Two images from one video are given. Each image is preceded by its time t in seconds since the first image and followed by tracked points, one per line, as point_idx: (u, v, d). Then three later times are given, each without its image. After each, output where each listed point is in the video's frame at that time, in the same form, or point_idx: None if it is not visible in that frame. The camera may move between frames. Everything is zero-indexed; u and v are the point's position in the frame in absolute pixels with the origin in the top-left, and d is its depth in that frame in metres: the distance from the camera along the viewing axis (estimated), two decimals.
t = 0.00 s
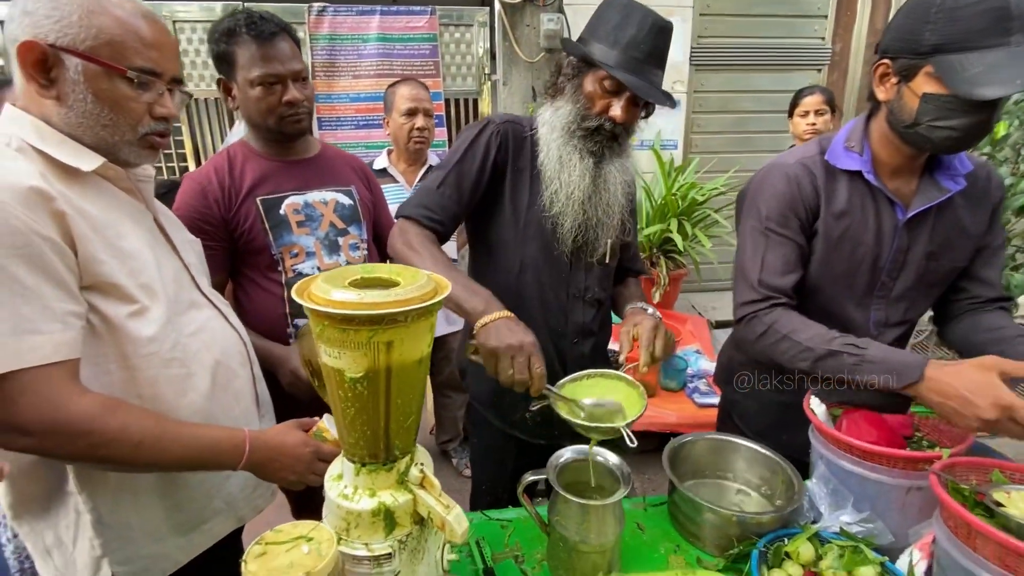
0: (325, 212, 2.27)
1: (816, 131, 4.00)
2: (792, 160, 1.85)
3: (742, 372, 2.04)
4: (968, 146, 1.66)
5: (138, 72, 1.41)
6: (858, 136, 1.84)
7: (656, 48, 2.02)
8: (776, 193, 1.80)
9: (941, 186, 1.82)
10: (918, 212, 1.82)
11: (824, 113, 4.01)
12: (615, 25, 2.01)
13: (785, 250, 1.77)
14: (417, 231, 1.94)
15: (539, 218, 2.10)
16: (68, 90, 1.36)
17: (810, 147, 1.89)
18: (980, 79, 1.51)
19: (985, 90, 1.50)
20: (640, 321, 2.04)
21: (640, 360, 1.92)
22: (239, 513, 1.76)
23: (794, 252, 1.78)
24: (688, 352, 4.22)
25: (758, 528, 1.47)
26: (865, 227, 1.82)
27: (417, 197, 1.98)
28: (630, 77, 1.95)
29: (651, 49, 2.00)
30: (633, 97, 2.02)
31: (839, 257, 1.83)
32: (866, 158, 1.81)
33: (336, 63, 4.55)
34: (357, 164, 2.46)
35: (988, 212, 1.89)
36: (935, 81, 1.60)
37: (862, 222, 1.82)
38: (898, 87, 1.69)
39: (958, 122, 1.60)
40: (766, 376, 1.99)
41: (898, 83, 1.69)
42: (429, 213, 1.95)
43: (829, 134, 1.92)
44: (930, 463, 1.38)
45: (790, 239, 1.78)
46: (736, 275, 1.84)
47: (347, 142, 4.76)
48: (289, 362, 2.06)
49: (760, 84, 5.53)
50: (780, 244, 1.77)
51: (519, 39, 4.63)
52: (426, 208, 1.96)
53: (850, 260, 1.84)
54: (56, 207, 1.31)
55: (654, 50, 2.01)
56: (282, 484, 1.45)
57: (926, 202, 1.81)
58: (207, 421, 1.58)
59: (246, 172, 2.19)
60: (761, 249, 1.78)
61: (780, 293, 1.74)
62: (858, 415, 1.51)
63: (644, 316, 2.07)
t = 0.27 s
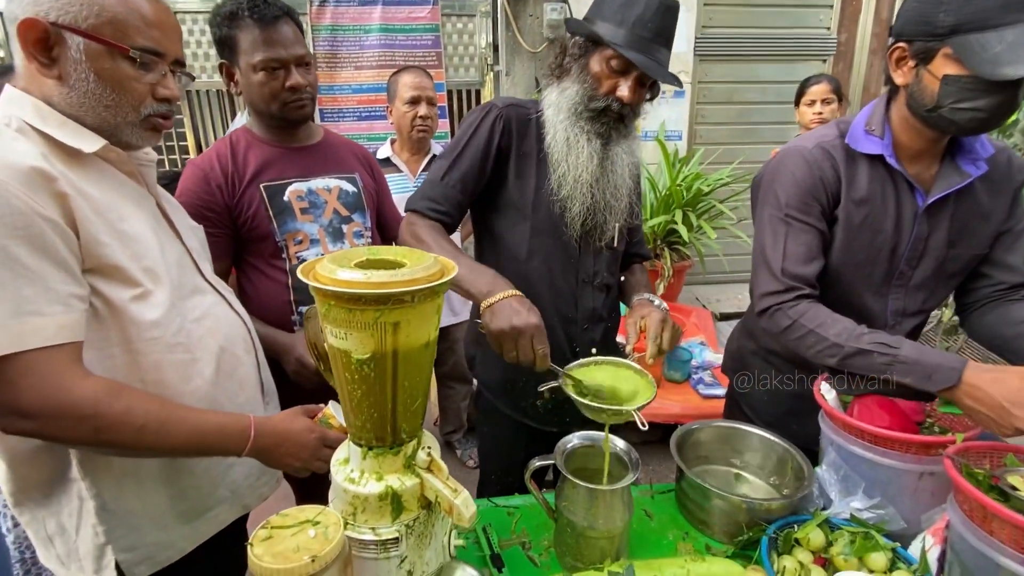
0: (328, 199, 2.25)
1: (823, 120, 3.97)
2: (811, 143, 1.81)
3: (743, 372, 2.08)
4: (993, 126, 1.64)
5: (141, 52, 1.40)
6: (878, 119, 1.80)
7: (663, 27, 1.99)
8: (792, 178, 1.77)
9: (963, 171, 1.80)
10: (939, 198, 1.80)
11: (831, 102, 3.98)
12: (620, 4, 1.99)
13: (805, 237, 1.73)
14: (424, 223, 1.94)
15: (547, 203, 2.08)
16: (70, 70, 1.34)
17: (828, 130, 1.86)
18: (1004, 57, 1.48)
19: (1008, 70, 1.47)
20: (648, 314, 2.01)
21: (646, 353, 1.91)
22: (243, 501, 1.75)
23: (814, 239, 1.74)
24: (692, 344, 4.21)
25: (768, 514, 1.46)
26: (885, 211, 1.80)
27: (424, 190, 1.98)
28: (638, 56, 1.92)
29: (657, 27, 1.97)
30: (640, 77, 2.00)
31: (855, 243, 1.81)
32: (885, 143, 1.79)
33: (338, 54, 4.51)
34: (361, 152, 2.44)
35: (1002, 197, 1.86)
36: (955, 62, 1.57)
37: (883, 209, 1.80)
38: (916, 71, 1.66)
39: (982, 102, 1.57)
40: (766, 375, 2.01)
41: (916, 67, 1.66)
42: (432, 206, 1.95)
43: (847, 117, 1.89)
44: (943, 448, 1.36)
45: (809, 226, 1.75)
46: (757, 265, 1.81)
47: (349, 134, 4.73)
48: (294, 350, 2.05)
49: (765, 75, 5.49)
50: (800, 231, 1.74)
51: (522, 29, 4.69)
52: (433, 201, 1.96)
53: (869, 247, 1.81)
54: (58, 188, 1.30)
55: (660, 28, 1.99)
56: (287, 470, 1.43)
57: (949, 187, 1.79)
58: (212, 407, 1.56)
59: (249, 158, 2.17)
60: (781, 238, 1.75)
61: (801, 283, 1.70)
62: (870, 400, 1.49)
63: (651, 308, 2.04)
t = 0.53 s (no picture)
0: (327, 200, 2.24)
1: (822, 122, 3.97)
2: (812, 144, 1.81)
3: (743, 371, 2.08)
4: (994, 126, 1.63)
5: (139, 51, 1.39)
6: (880, 119, 1.80)
7: (656, 18, 1.97)
8: (792, 179, 1.76)
9: (965, 171, 1.80)
10: (941, 199, 1.80)
11: (830, 104, 3.98)
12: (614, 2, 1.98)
13: (806, 239, 1.73)
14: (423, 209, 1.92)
15: (548, 202, 2.08)
16: (67, 70, 1.34)
17: (828, 132, 1.86)
18: (1000, 58, 1.48)
19: (1003, 71, 1.47)
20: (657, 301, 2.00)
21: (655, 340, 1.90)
22: (242, 504, 1.74)
23: (814, 242, 1.74)
24: (692, 345, 4.20)
25: (769, 516, 1.45)
26: (887, 212, 1.79)
27: (425, 177, 1.97)
28: (634, 51, 1.93)
29: (652, 21, 1.96)
30: (636, 72, 1.99)
31: (858, 244, 1.80)
32: (888, 143, 1.78)
33: (337, 55, 4.51)
34: (359, 153, 2.44)
35: (1003, 197, 1.86)
36: (952, 64, 1.57)
37: (885, 209, 1.79)
38: (913, 72, 1.66)
39: (980, 103, 1.56)
40: (766, 374, 2.01)
41: (912, 68, 1.66)
42: (435, 190, 1.94)
43: (848, 118, 1.89)
44: (945, 449, 1.36)
45: (810, 229, 1.74)
46: (757, 267, 1.81)
47: (348, 135, 4.72)
48: (293, 352, 2.04)
49: (764, 76, 5.50)
50: (801, 233, 1.73)
51: (521, 31, 4.70)
52: (435, 188, 1.94)
53: (871, 247, 1.81)
54: (55, 189, 1.29)
55: (653, 20, 1.97)
56: (286, 473, 1.43)
57: (952, 188, 1.78)
58: (210, 410, 1.55)
59: (247, 160, 2.16)
60: (781, 240, 1.74)
61: (801, 285, 1.70)
62: (872, 401, 1.48)
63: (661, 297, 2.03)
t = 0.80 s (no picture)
0: (325, 204, 2.25)
1: (819, 125, 3.99)
2: (803, 151, 1.83)
3: (743, 372, 2.08)
4: (980, 128, 1.63)
5: (139, 58, 1.39)
6: (870, 126, 1.81)
7: (651, 23, 1.99)
8: (786, 184, 1.77)
9: (957, 174, 1.81)
10: (934, 203, 1.81)
11: (827, 107, 4.00)
12: (609, 7, 2.00)
13: (799, 246, 1.74)
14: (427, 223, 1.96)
15: (542, 203, 2.08)
16: (67, 77, 1.34)
17: (821, 138, 1.88)
18: (979, 62, 1.49)
19: (982, 74, 1.48)
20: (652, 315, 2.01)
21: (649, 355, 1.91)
22: (240, 508, 1.74)
23: (808, 248, 1.75)
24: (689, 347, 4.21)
25: (766, 519, 1.46)
26: (880, 218, 1.80)
27: (429, 190, 2.01)
28: (628, 55, 1.94)
29: (646, 27, 1.98)
30: (630, 76, 2.01)
31: (852, 250, 1.81)
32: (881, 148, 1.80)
33: (335, 58, 4.52)
34: (357, 157, 2.44)
35: (996, 201, 1.87)
36: (932, 71, 1.59)
37: (877, 214, 1.80)
38: (897, 80, 1.69)
39: (965, 107, 1.57)
40: (766, 376, 2.01)
41: (895, 77, 1.69)
42: (437, 203, 1.98)
43: (840, 124, 1.91)
44: (939, 453, 1.37)
45: (803, 235, 1.75)
46: (752, 274, 1.82)
47: (346, 139, 4.73)
48: (292, 357, 2.05)
49: (761, 79, 5.52)
50: (793, 240, 1.74)
51: (520, 35, 4.70)
52: (436, 199, 1.99)
53: (865, 253, 1.82)
54: (55, 196, 1.29)
55: (648, 25, 1.98)
56: (285, 477, 1.43)
57: (942, 193, 1.80)
58: (209, 415, 1.56)
59: (245, 165, 2.17)
60: (775, 247, 1.75)
61: (797, 291, 1.71)
62: (867, 405, 1.49)
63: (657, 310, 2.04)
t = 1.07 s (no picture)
0: (318, 207, 2.26)
1: (812, 127, 4.01)
2: (790, 157, 1.84)
3: (743, 372, 2.06)
4: (963, 133, 1.65)
5: (133, 63, 1.40)
6: (855, 131, 1.83)
7: (644, 27, 2.00)
8: (774, 191, 1.79)
9: (942, 178, 1.83)
10: (920, 207, 1.83)
11: (821, 110, 4.02)
12: (601, 9, 2.00)
13: (787, 251, 1.75)
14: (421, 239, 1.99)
15: (533, 204, 2.09)
16: (61, 81, 1.34)
17: (806, 144, 1.90)
18: (959, 70, 1.50)
19: (961, 82, 1.49)
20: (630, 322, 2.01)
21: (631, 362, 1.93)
22: (235, 512, 1.74)
23: (796, 253, 1.76)
24: (685, 349, 4.23)
25: (758, 520, 1.47)
26: (867, 222, 1.82)
27: (421, 207, 2.03)
28: (620, 56, 1.94)
29: (639, 28, 1.98)
30: (622, 77, 2.03)
31: (841, 254, 1.83)
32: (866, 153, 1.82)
33: (330, 60, 4.52)
34: (350, 160, 2.45)
35: (983, 203, 1.89)
36: (914, 78, 1.60)
37: (864, 219, 1.82)
38: (880, 87, 1.71)
39: (947, 113, 1.59)
40: (766, 377, 2.00)
41: (879, 83, 1.71)
42: (430, 220, 2.00)
43: (824, 132, 1.93)
44: (928, 455, 1.38)
45: (791, 240, 1.77)
46: (742, 279, 1.83)
47: (342, 140, 4.73)
48: (286, 360, 2.05)
49: (756, 81, 5.54)
50: (782, 245, 1.76)
51: (514, 35, 4.43)
52: (431, 217, 2.00)
53: (853, 258, 1.83)
54: (49, 201, 1.29)
55: (640, 29, 1.99)
56: (279, 481, 1.44)
57: (927, 196, 1.81)
58: (204, 418, 1.56)
59: (237, 169, 2.17)
60: (765, 253, 1.77)
61: (786, 296, 1.72)
62: (858, 407, 1.50)
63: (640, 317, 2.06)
